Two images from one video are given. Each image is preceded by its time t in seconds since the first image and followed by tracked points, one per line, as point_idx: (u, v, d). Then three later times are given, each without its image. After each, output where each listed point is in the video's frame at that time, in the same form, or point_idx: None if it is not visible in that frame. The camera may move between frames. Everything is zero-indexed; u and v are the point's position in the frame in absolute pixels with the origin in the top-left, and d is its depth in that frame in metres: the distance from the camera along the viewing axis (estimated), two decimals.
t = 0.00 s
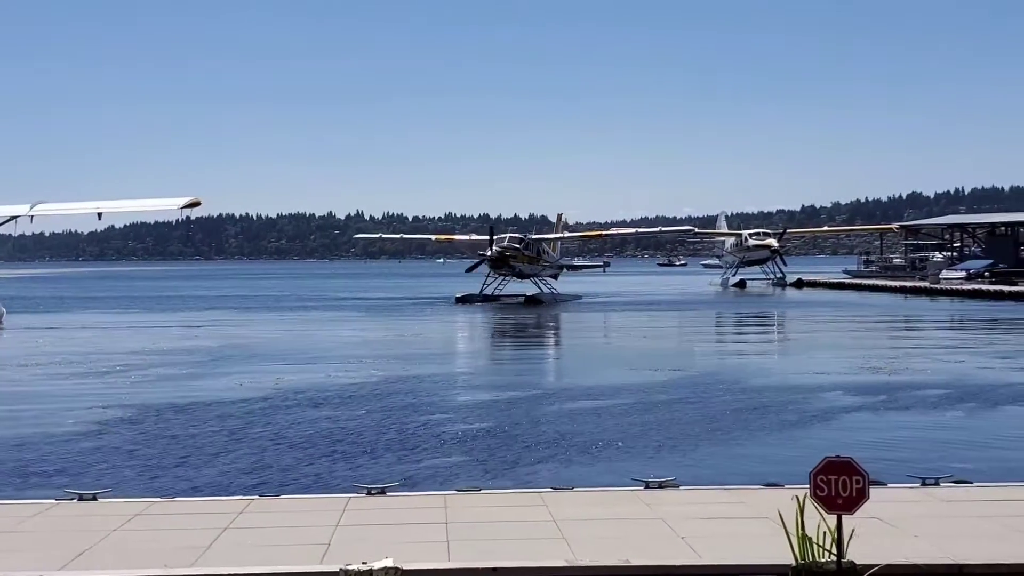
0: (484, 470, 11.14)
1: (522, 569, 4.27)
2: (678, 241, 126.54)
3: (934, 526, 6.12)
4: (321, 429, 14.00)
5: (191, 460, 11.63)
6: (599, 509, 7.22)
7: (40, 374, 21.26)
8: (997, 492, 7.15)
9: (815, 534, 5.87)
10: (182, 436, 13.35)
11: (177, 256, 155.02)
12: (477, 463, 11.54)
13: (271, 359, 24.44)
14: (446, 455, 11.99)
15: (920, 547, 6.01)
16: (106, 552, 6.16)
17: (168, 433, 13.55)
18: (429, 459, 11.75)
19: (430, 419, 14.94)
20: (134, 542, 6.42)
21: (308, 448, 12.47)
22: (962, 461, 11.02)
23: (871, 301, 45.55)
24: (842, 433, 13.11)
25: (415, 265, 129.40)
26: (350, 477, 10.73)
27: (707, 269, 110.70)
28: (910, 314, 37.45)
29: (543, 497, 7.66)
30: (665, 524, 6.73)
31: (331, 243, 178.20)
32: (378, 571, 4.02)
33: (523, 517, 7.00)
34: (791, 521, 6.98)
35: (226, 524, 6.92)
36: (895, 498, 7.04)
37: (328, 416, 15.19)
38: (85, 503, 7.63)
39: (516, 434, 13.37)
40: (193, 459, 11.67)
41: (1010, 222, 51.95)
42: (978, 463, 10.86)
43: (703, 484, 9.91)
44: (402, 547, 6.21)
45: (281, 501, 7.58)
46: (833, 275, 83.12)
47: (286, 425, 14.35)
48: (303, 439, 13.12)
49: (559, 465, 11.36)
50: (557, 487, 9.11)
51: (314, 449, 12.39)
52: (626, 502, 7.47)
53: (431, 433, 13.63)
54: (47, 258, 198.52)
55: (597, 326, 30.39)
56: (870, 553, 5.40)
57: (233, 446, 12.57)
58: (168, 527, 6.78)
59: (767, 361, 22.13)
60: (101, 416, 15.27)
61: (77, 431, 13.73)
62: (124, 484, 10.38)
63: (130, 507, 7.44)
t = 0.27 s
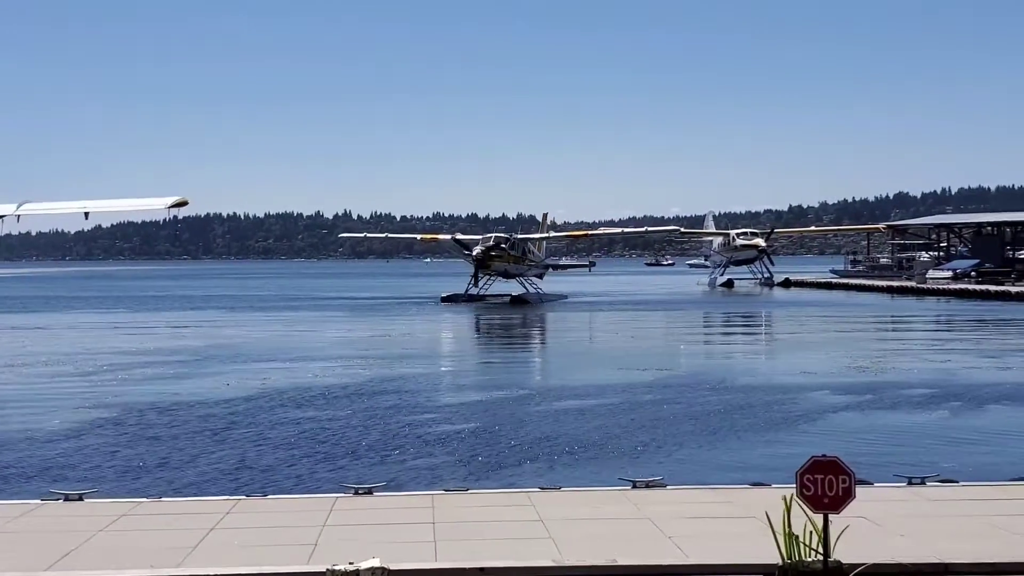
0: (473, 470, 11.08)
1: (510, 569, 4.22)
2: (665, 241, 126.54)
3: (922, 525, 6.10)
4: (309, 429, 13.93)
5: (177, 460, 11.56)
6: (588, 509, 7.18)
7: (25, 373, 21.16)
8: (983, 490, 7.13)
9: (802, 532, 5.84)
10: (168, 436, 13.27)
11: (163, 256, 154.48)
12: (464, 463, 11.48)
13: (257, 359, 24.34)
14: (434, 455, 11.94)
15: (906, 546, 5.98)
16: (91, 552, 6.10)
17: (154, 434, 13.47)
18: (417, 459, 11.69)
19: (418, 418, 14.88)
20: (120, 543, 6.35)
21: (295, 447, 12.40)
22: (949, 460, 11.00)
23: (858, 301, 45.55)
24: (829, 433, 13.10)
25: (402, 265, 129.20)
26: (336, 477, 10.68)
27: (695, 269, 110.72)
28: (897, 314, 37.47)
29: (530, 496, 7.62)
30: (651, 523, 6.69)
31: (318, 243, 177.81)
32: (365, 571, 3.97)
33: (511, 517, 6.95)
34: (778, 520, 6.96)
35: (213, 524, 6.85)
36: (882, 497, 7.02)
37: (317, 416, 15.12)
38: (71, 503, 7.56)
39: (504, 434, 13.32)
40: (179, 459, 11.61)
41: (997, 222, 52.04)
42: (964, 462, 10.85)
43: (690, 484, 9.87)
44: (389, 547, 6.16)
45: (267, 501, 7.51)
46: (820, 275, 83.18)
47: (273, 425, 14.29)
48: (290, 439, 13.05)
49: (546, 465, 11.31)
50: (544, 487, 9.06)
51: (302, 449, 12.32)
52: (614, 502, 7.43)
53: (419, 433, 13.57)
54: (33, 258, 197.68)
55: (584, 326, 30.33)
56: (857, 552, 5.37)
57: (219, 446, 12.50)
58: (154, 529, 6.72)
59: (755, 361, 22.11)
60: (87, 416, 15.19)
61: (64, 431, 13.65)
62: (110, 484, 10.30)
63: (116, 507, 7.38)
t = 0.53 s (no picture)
0: (464, 470, 11.05)
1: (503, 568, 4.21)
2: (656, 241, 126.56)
3: (912, 523, 6.11)
4: (301, 429, 13.88)
5: (169, 460, 11.51)
6: (579, 508, 7.16)
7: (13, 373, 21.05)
8: (974, 489, 7.14)
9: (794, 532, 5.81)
10: (160, 436, 13.22)
11: (153, 256, 154.08)
12: (456, 462, 11.46)
13: (247, 359, 24.28)
14: (425, 455, 11.91)
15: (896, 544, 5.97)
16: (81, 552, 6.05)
17: (145, 434, 13.41)
18: (408, 458, 11.67)
19: (410, 418, 14.84)
20: (112, 544, 6.31)
21: (287, 447, 12.36)
22: (940, 460, 11.01)
23: (849, 301, 45.54)
24: (819, 432, 13.10)
25: (393, 264, 129.00)
26: (327, 477, 10.64)
27: (685, 269, 110.71)
28: (887, 314, 37.50)
29: (521, 496, 7.60)
30: (644, 523, 6.67)
31: (309, 242, 177.52)
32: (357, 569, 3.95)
33: (500, 517, 6.92)
34: (768, 520, 6.96)
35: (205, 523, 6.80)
36: (873, 497, 7.03)
37: (308, 416, 15.08)
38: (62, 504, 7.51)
39: (496, 434, 13.30)
40: (171, 459, 11.57)
41: (987, 222, 52.14)
42: (954, 463, 10.83)
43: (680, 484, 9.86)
44: (382, 548, 6.13)
45: (260, 501, 7.46)
46: (811, 275, 83.20)
47: (265, 424, 14.24)
48: (281, 439, 13.01)
49: (536, 465, 11.31)
50: (535, 487, 9.03)
51: (294, 448, 12.28)
52: (606, 501, 7.41)
53: (411, 432, 13.52)
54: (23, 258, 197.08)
55: (574, 326, 30.30)
56: (848, 553, 5.38)
57: (211, 446, 12.45)
58: (150, 528, 6.68)
59: (745, 360, 22.10)
60: (77, 416, 15.13)
61: (54, 431, 13.60)
62: (100, 484, 10.26)
63: (109, 507, 7.33)
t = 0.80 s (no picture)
0: (454, 470, 11.03)
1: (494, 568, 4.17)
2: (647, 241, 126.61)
3: (902, 523, 6.07)
4: (290, 429, 13.84)
5: (159, 460, 11.47)
6: (569, 508, 7.12)
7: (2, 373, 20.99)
8: (962, 489, 7.11)
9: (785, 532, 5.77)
10: (149, 436, 13.18)
11: (143, 256, 153.73)
12: (445, 462, 11.44)
13: (237, 359, 24.24)
14: (415, 455, 11.88)
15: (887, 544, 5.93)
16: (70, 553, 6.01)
17: (135, 433, 13.38)
18: (397, 459, 11.64)
19: (400, 418, 14.80)
20: (101, 544, 6.27)
21: (276, 447, 12.31)
22: (929, 459, 11.00)
23: (840, 301, 45.58)
24: (809, 433, 13.09)
25: (384, 264, 128.87)
26: (316, 478, 10.60)
27: (676, 269, 110.74)
28: (877, 313, 37.56)
29: (510, 496, 7.56)
30: (633, 523, 6.63)
31: (299, 242, 177.29)
32: (346, 570, 3.92)
33: (489, 517, 6.89)
34: (758, 520, 6.93)
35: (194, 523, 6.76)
36: (863, 496, 7.00)
37: (298, 416, 15.04)
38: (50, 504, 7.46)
39: (486, 434, 13.28)
40: (160, 459, 11.52)
41: (976, 222, 52.27)
42: (943, 463, 10.82)
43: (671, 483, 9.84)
44: (370, 548, 6.09)
45: (249, 502, 7.42)
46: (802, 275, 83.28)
47: (254, 424, 14.20)
48: (270, 438, 12.98)
49: (526, 465, 11.30)
50: (524, 487, 8.99)
51: (283, 448, 12.23)
52: (596, 501, 7.37)
53: (401, 432, 13.50)
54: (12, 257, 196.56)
55: (563, 325, 30.30)
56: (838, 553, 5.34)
57: (200, 446, 12.41)
58: (138, 529, 6.64)
59: (734, 360, 22.10)
60: (66, 416, 15.08)
61: (43, 431, 13.55)
62: (88, 484, 10.22)
63: (97, 508, 7.28)
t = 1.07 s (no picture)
0: (443, 471, 11.01)
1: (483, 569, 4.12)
2: (636, 241, 126.81)
3: (891, 522, 6.06)
4: (280, 429, 13.81)
5: (147, 461, 11.41)
6: (558, 509, 7.06)
7: None
8: (952, 489, 7.10)
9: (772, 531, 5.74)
10: (137, 437, 13.13)
11: (132, 256, 153.53)
12: (435, 463, 11.42)
13: (227, 359, 24.24)
14: (404, 455, 11.86)
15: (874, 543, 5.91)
16: (59, 554, 5.94)
17: (123, 434, 13.32)
18: (386, 459, 11.61)
19: (391, 418, 14.79)
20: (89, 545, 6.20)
21: (264, 448, 12.27)
22: (916, 459, 11.03)
23: (828, 301, 45.72)
24: (797, 433, 13.10)
25: (374, 264, 128.94)
26: (304, 478, 10.57)
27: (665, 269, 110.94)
28: (865, 313, 37.66)
29: (499, 496, 7.50)
30: (623, 523, 6.59)
31: (288, 242, 177.25)
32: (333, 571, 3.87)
33: (478, 517, 6.83)
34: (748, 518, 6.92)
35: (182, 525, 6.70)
36: (853, 497, 6.99)
37: (287, 416, 15.01)
38: (37, 506, 7.39)
39: (475, 435, 13.26)
40: (149, 460, 11.48)
41: (963, 222, 52.44)
42: (930, 462, 10.84)
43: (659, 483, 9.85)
44: (359, 548, 6.02)
45: (238, 502, 7.35)
46: (790, 275, 83.51)
47: (244, 424, 14.17)
48: (258, 439, 12.94)
49: (516, 465, 11.29)
50: (515, 487, 8.98)
51: (270, 449, 12.19)
52: (585, 502, 7.32)
53: (390, 433, 13.47)
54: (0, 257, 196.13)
55: (552, 325, 30.37)
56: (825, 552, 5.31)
57: (188, 447, 12.36)
58: (126, 530, 6.56)
59: (725, 360, 22.16)
60: (54, 417, 15.03)
61: (32, 432, 13.48)
62: (76, 485, 10.17)
63: (85, 508, 7.21)
